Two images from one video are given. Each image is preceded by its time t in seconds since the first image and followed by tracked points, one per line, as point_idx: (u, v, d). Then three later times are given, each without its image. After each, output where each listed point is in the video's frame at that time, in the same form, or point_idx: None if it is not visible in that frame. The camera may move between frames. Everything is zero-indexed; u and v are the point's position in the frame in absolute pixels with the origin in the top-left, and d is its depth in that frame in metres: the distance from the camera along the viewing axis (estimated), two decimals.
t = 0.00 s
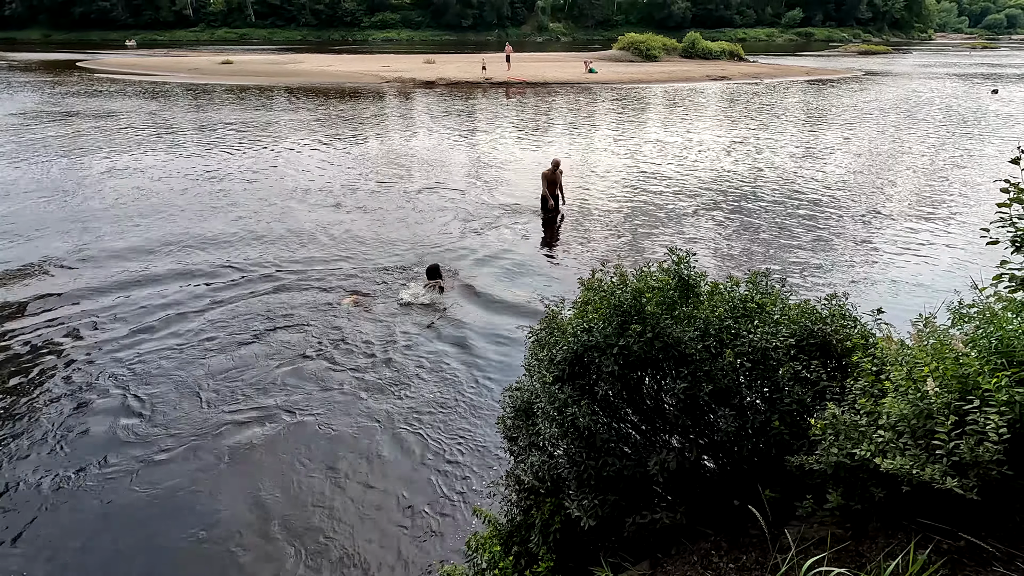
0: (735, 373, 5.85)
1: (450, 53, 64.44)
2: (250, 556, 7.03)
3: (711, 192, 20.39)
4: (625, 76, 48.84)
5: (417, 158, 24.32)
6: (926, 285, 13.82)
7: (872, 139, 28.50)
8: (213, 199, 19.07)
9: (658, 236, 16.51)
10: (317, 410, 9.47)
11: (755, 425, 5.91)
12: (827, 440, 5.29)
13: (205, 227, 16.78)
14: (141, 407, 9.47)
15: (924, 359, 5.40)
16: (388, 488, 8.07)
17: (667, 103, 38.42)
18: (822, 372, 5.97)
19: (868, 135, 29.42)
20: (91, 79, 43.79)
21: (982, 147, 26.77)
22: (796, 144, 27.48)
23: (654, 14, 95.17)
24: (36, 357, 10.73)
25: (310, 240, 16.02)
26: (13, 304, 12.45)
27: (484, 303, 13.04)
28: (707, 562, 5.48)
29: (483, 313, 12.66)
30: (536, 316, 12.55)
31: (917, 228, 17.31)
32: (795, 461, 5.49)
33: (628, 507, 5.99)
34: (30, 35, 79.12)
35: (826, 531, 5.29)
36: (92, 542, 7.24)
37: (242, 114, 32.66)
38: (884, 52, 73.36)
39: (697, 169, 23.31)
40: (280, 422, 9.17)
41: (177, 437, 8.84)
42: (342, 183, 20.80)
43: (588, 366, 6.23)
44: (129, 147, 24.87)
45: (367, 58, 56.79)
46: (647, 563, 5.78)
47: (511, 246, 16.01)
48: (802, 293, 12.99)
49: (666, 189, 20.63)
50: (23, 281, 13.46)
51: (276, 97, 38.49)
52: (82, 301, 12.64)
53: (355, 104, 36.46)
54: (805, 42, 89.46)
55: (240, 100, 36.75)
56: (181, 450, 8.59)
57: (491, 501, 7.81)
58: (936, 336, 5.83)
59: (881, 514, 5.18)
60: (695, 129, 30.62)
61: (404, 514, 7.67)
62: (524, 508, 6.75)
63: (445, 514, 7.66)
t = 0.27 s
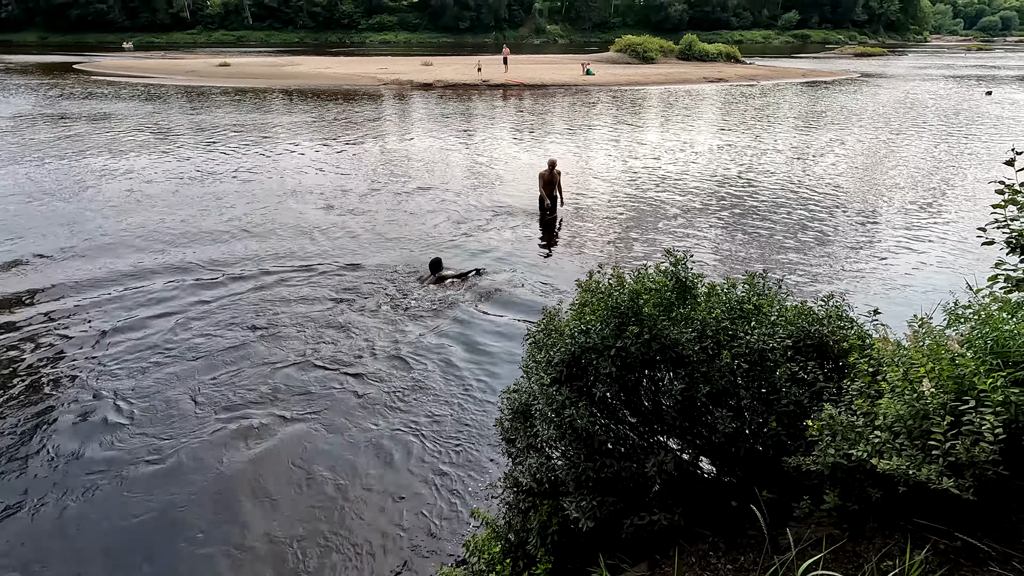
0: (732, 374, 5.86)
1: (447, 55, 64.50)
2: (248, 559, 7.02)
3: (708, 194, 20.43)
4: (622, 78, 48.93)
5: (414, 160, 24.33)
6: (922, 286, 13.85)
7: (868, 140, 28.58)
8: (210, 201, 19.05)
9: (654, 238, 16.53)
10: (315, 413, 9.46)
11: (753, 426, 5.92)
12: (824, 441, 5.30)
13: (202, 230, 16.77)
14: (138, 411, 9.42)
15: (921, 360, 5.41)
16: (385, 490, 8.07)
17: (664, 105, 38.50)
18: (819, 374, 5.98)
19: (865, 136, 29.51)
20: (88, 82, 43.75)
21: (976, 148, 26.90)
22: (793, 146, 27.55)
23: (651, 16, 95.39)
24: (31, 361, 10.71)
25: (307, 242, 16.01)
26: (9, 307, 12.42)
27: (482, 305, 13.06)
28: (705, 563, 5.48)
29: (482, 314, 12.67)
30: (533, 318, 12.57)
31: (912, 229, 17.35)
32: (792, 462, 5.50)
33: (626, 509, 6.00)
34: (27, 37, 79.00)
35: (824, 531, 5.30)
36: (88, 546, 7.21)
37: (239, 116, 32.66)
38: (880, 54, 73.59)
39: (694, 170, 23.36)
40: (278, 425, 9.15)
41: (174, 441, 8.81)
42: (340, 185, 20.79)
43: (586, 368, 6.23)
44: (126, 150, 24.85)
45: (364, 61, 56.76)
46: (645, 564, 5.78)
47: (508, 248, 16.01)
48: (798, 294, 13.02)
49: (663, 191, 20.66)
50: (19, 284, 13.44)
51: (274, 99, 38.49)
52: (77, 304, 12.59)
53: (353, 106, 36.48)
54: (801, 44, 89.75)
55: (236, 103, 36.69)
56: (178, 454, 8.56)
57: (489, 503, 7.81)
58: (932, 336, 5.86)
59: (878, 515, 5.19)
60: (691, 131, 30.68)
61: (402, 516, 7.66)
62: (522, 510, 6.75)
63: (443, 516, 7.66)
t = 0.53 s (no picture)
0: (731, 376, 5.87)
1: (444, 57, 64.52)
2: (247, 562, 7.01)
3: (705, 196, 20.46)
4: (620, 80, 49.00)
5: (412, 162, 24.34)
6: (918, 288, 13.88)
7: (865, 142, 28.65)
8: (207, 203, 19.04)
9: (652, 240, 16.55)
10: (314, 415, 9.43)
11: (752, 428, 5.92)
12: (823, 442, 5.31)
13: (199, 232, 16.74)
14: (137, 416, 9.39)
15: (919, 360, 5.43)
16: (385, 492, 8.06)
17: (661, 107, 38.53)
18: (818, 374, 5.99)
19: (862, 138, 29.59)
20: (85, 84, 43.67)
21: (972, 150, 26.98)
22: (791, 148, 27.61)
23: (647, 19, 95.55)
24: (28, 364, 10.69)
25: (305, 245, 16.01)
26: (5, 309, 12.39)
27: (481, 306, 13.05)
28: (705, 564, 5.49)
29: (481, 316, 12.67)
30: (532, 319, 12.59)
31: (909, 231, 17.40)
32: (790, 463, 5.50)
33: (626, 510, 6.00)
34: (23, 39, 78.84)
35: (824, 532, 5.30)
36: (87, 551, 7.20)
37: (236, 119, 32.64)
38: (876, 56, 73.83)
39: (691, 172, 23.40)
40: (277, 428, 9.14)
41: (173, 445, 8.79)
42: (337, 188, 20.79)
43: (585, 369, 6.23)
44: (124, 152, 24.82)
45: (362, 62, 56.68)
46: (645, 566, 5.78)
47: (506, 250, 16.02)
48: (796, 295, 13.04)
49: (661, 193, 20.69)
50: (15, 286, 13.40)
51: (271, 101, 38.47)
52: (75, 307, 12.54)
53: (350, 108, 36.49)
54: (798, 46, 90.05)
55: (234, 105, 36.59)
56: (177, 459, 8.54)
57: (489, 505, 7.80)
58: (930, 337, 5.87)
59: (877, 515, 5.19)
60: (689, 133, 30.70)
61: (401, 518, 7.66)
62: (521, 512, 6.74)
63: (442, 518, 7.65)
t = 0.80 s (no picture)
0: (728, 376, 5.87)
1: (442, 59, 64.59)
2: (243, 564, 6.99)
3: (702, 197, 20.50)
4: (617, 82, 49.09)
5: (410, 164, 24.35)
6: (915, 289, 13.90)
7: (862, 144, 28.73)
8: (204, 205, 19.02)
9: (649, 241, 16.57)
10: (311, 417, 9.42)
11: (749, 429, 5.93)
12: (820, 443, 5.32)
13: (196, 234, 16.73)
14: (135, 418, 9.37)
15: (915, 361, 5.44)
16: (382, 494, 8.05)
17: (658, 109, 38.62)
18: (815, 375, 6.01)
19: (858, 140, 29.67)
20: (82, 87, 43.61)
21: (968, 151, 27.10)
22: (787, 150, 27.66)
23: (644, 21, 95.77)
24: (24, 367, 10.67)
25: (303, 246, 16.01)
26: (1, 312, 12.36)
27: (478, 308, 13.06)
28: (702, 565, 5.49)
29: (478, 317, 12.67)
30: (530, 320, 12.61)
31: (905, 232, 17.44)
32: (787, 464, 5.51)
33: (624, 511, 6.00)
34: (20, 42, 78.71)
35: (821, 532, 5.30)
36: (83, 553, 7.18)
37: (234, 121, 32.62)
38: (872, 58, 74.05)
39: (689, 174, 23.44)
40: (275, 429, 9.13)
41: (170, 447, 8.76)
42: (335, 190, 20.79)
43: (583, 370, 6.24)
44: (121, 155, 24.79)
45: (359, 65, 56.73)
46: (643, 568, 5.78)
47: (504, 252, 16.03)
48: (793, 296, 13.06)
49: (658, 195, 20.73)
50: (12, 289, 13.38)
51: (269, 104, 38.46)
52: (72, 309, 12.54)
53: (348, 110, 36.50)
54: (795, 48, 90.26)
55: (231, 108, 36.62)
56: (174, 460, 8.51)
57: (486, 506, 7.79)
58: (926, 337, 5.90)
59: (874, 516, 5.20)
60: (686, 135, 30.79)
61: (399, 520, 7.64)
62: (519, 514, 6.73)
63: (439, 520, 7.64)
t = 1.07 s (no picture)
0: (726, 378, 5.88)
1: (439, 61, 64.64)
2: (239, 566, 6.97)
3: (699, 199, 20.55)
4: (613, 84, 49.21)
5: (407, 166, 24.37)
6: (911, 289, 13.95)
7: (857, 145, 28.85)
8: (201, 207, 18.99)
9: (646, 243, 16.61)
10: (308, 419, 9.41)
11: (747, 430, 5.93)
12: (817, 444, 5.33)
13: (193, 236, 16.70)
14: (131, 420, 9.33)
15: (911, 361, 5.46)
16: (380, 495, 8.04)
17: (655, 111, 38.70)
18: (812, 376, 6.02)
19: (854, 141, 29.80)
20: (78, 89, 43.52)
21: (963, 153, 27.19)
22: (784, 151, 27.75)
23: (641, 23, 95.95)
24: (20, 369, 10.62)
25: (300, 248, 16.00)
26: None
27: (476, 310, 13.06)
28: (700, 566, 5.49)
29: (476, 319, 12.68)
30: (528, 322, 12.61)
31: (901, 233, 17.50)
32: (785, 465, 5.52)
33: (622, 513, 6.00)
34: (15, 43, 78.52)
35: (819, 533, 5.30)
36: (79, 554, 7.17)
37: (230, 123, 32.60)
38: (867, 60, 74.37)
39: (686, 175, 23.50)
40: (274, 431, 9.12)
41: (169, 448, 8.75)
42: (332, 192, 20.78)
43: (581, 372, 6.24)
44: (117, 157, 24.74)
45: (356, 67, 56.80)
46: (642, 568, 5.77)
47: (501, 253, 16.05)
48: (789, 297, 13.10)
49: (655, 196, 20.77)
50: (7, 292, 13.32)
51: (265, 105, 38.44)
52: (68, 312, 12.50)
53: (345, 112, 36.50)
54: (791, 50, 90.56)
55: (229, 109, 36.58)
56: (172, 462, 8.50)
57: (485, 508, 7.78)
58: (921, 338, 5.92)
59: (870, 516, 5.21)
60: (683, 137, 30.84)
61: (397, 522, 7.63)
62: (518, 516, 6.72)
63: (438, 521, 7.64)
